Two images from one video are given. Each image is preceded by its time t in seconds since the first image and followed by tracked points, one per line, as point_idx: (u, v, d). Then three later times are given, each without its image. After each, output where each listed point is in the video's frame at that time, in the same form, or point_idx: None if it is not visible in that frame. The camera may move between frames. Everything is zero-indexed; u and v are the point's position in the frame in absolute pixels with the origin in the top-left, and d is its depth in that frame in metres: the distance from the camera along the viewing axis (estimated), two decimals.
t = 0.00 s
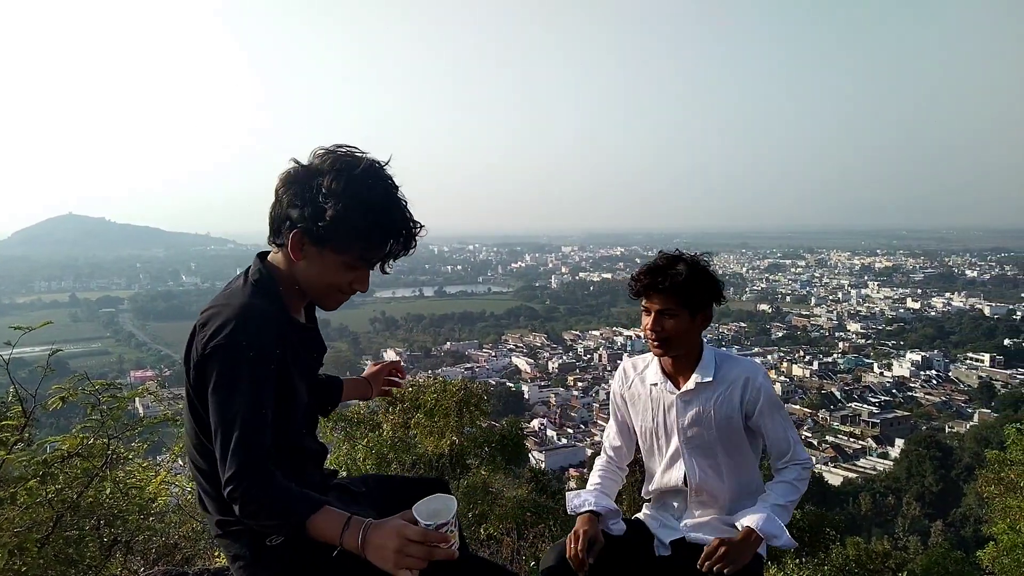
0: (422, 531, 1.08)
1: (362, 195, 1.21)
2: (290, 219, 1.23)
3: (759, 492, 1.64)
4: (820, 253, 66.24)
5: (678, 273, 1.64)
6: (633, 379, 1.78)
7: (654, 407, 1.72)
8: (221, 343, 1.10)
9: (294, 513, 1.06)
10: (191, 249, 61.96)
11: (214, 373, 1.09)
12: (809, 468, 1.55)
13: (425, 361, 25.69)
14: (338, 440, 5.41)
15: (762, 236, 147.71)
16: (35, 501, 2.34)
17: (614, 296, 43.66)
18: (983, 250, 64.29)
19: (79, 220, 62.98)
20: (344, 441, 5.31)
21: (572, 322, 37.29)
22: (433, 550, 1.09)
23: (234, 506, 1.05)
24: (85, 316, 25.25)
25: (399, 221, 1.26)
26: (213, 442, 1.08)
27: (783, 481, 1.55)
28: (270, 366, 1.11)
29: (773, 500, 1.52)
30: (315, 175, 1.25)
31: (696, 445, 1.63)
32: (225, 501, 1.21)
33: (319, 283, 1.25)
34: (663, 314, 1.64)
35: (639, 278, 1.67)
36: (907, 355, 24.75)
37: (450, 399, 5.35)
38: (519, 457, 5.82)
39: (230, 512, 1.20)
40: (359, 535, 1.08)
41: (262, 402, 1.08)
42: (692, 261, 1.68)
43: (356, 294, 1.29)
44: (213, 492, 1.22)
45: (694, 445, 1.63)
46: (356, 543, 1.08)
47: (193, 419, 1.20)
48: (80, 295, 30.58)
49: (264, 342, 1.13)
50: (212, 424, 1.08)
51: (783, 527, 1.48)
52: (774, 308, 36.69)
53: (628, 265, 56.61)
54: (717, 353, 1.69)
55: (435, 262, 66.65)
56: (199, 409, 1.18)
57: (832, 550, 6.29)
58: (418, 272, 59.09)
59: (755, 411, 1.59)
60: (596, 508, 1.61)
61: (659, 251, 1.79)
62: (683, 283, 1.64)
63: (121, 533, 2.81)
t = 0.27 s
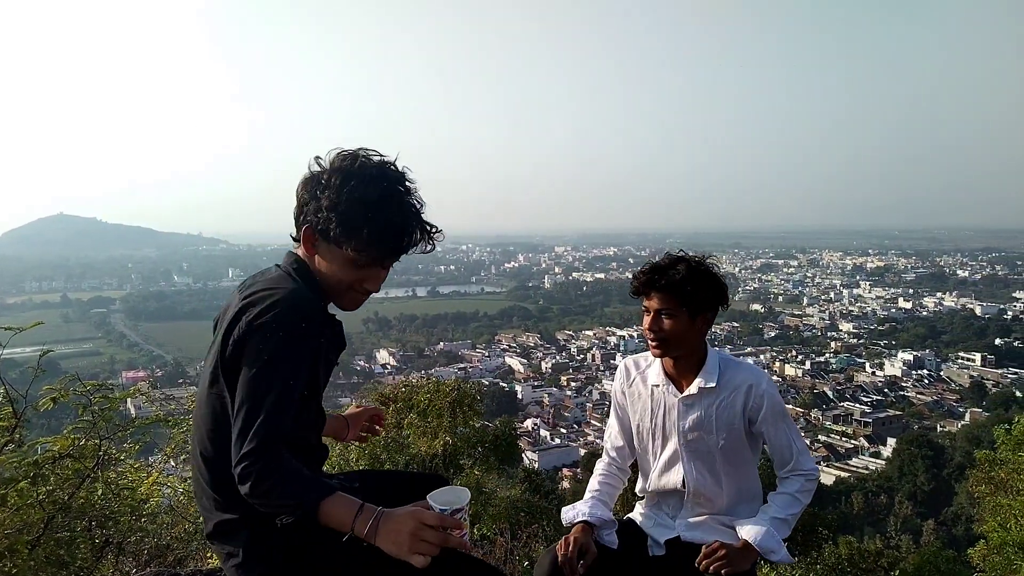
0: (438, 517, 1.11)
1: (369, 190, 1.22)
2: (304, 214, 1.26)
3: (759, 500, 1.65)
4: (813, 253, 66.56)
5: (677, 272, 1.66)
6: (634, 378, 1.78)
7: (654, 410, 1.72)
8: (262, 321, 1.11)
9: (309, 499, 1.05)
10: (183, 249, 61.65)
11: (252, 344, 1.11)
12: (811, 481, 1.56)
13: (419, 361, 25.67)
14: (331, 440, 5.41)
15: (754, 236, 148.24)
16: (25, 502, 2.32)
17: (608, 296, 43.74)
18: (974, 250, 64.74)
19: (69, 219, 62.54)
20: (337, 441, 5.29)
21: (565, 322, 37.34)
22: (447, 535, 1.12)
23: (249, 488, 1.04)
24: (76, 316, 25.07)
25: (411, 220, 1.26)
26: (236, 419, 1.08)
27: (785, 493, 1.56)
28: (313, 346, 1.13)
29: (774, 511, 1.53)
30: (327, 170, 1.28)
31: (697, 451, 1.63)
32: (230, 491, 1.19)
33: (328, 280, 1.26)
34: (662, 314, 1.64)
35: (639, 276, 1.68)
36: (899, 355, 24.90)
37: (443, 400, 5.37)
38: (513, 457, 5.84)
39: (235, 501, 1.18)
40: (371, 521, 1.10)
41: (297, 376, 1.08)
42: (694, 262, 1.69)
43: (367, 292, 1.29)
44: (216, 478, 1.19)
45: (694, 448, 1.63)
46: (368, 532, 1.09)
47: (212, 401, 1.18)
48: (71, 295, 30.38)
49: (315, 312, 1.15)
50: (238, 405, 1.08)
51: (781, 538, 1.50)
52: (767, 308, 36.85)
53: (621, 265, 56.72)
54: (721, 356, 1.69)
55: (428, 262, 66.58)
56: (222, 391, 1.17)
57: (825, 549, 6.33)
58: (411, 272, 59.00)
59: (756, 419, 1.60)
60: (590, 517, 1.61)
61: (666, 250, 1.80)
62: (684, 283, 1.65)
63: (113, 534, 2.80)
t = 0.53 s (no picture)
0: (456, 525, 1.10)
1: (411, 213, 1.23)
2: (339, 227, 1.27)
3: (763, 500, 1.66)
4: (808, 254, 66.78)
5: (677, 275, 1.66)
6: (639, 379, 1.78)
7: (658, 412, 1.72)
8: (288, 329, 1.10)
9: (326, 506, 1.05)
10: (178, 249, 61.50)
11: (280, 344, 1.09)
12: (815, 480, 1.57)
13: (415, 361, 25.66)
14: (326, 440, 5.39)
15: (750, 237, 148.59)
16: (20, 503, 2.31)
17: (604, 296, 43.81)
18: (969, 250, 65.02)
19: (64, 219, 62.30)
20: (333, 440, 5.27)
21: (561, 322, 37.38)
22: (463, 543, 1.11)
23: (264, 492, 1.03)
24: (71, 316, 24.97)
25: (443, 237, 1.27)
26: (259, 421, 1.06)
27: (788, 493, 1.58)
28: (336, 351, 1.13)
29: (781, 511, 1.54)
30: (369, 184, 1.28)
31: (703, 453, 1.63)
32: (241, 488, 1.18)
33: (355, 290, 1.25)
34: (664, 317, 1.64)
35: (640, 279, 1.68)
36: (894, 355, 25.00)
37: (439, 400, 5.37)
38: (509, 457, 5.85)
39: (245, 500, 1.18)
40: (389, 529, 1.09)
41: (321, 379, 1.09)
42: (695, 263, 1.69)
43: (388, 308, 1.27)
44: (225, 476, 1.17)
45: (699, 450, 1.63)
46: (385, 539, 1.08)
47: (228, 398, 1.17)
48: (66, 296, 30.26)
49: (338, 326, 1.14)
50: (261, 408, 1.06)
51: (788, 538, 1.50)
52: (763, 308, 36.95)
53: (617, 265, 56.81)
54: (728, 359, 1.68)
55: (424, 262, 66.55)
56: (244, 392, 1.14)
57: (821, 549, 6.36)
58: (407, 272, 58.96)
59: (765, 420, 1.60)
60: (589, 517, 1.62)
61: (667, 252, 1.80)
62: (686, 285, 1.65)
63: (108, 535, 2.79)
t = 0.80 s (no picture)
0: (414, 528, 1.06)
1: (326, 181, 1.23)
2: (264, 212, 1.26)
3: (761, 496, 1.66)
4: (805, 254, 66.95)
5: (677, 270, 1.64)
6: (640, 378, 1.77)
7: (659, 409, 1.72)
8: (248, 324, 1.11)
9: (295, 498, 1.05)
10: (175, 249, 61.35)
11: (240, 336, 1.11)
12: (814, 474, 1.58)
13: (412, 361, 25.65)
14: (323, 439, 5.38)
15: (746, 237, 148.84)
16: (15, 504, 2.30)
17: (601, 296, 43.85)
18: (965, 249, 65.23)
19: (59, 219, 62.08)
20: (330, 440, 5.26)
21: (559, 322, 37.41)
22: (422, 549, 1.06)
23: (233, 485, 1.04)
24: (68, 317, 24.89)
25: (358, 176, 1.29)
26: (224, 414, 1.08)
27: (787, 488, 1.58)
28: (306, 344, 1.14)
29: (780, 506, 1.55)
30: (268, 160, 1.27)
31: (705, 449, 1.63)
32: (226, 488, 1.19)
33: (308, 259, 1.27)
34: (665, 314, 1.63)
35: (639, 278, 1.67)
36: (891, 355, 25.08)
37: (436, 400, 5.38)
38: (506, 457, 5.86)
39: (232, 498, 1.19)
40: (350, 530, 1.07)
41: (288, 369, 1.09)
42: (693, 259, 1.69)
43: (352, 276, 1.30)
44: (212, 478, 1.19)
45: (701, 448, 1.64)
46: (351, 539, 1.06)
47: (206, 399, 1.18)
48: (61, 296, 30.14)
49: (308, 317, 1.15)
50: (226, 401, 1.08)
51: (786, 532, 1.51)
52: (760, 308, 37.02)
53: (614, 265, 56.88)
54: (729, 356, 1.68)
55: (421, 262, 66.52)
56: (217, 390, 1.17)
57: (818, 548, 6.38)
58: (404, 272, 58.94)
59: (766, 416, 1.62)
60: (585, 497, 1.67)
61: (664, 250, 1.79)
62: (686, 281, 1.63)
63: (104, 536, 2.79)
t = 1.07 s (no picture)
0: (384, 538, 1.02)
1: (203, 182, 1.18)
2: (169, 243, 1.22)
3: (751, 494, 1.67)
4: (800, 254, 67.22)
5: (658, 264, 1.67)
6: (627, 376, 1.79)
7: (647, 404, 1.73)
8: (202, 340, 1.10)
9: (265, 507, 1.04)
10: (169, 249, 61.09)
11: (194, 353, 1.10)
12: (802, 470, 1.58)
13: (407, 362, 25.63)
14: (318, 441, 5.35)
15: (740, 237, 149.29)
16: (8, 504, 2.29)
17: (596, 296, 43.92)
18: (958, 250, 65.63)
19: (52, 219, 61.75)
20: (325, 441, 5.23)
21: (554, 322, 37.45)
22: (395, 560, 1.02)
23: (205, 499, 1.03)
24: (61, 317, 24.77)
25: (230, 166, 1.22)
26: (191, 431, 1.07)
27: (775, 486, 1.58)
28: (257, 348, 1.12)
29: (768, 502, 1.55)
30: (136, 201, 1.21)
31: (690, 445, 1.64)
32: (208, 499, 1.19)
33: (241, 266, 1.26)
34: (646, 306, 1.64)
35: (622, 271, 1.70)
36: (885, 355, 25.21)
37: (431, 400, 5.37)
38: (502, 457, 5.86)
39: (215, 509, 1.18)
40: (325, 540, 1.05)
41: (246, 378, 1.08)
42: (675, 254, 1.70)
43: (296, 245, 1.28)
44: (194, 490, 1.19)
45: (687, 443, 1.64)
46: (324, 547, 1.04)
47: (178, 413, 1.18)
48: (54, 296, 29.96)
49: (258, 323, 1.14)
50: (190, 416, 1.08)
51: (774, 527, 1.51)
52: (755, 307, 37.14)
53: (610, 264, 56.98)
54: (713, 350, 1.69)
55: (417, 262, 66.47)
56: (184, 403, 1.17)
57: (813, 547, 6.41)
58: (399, 272, 58.87)
59: (752, 412, 1.62)
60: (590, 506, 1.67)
61: (651, 245, 1.81)
62: (666, 275, 1.65)
63: (98, 537, 2.77)
